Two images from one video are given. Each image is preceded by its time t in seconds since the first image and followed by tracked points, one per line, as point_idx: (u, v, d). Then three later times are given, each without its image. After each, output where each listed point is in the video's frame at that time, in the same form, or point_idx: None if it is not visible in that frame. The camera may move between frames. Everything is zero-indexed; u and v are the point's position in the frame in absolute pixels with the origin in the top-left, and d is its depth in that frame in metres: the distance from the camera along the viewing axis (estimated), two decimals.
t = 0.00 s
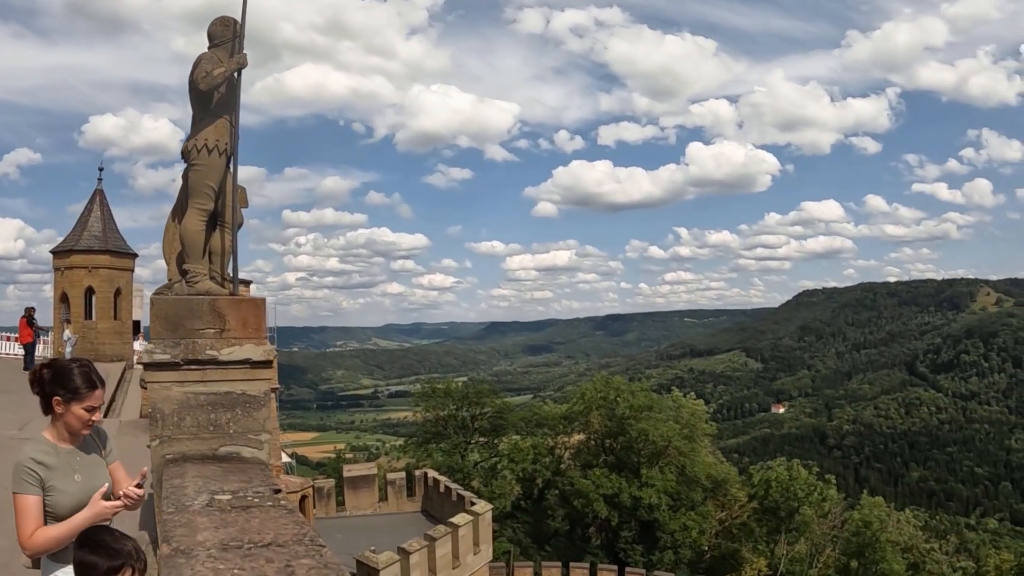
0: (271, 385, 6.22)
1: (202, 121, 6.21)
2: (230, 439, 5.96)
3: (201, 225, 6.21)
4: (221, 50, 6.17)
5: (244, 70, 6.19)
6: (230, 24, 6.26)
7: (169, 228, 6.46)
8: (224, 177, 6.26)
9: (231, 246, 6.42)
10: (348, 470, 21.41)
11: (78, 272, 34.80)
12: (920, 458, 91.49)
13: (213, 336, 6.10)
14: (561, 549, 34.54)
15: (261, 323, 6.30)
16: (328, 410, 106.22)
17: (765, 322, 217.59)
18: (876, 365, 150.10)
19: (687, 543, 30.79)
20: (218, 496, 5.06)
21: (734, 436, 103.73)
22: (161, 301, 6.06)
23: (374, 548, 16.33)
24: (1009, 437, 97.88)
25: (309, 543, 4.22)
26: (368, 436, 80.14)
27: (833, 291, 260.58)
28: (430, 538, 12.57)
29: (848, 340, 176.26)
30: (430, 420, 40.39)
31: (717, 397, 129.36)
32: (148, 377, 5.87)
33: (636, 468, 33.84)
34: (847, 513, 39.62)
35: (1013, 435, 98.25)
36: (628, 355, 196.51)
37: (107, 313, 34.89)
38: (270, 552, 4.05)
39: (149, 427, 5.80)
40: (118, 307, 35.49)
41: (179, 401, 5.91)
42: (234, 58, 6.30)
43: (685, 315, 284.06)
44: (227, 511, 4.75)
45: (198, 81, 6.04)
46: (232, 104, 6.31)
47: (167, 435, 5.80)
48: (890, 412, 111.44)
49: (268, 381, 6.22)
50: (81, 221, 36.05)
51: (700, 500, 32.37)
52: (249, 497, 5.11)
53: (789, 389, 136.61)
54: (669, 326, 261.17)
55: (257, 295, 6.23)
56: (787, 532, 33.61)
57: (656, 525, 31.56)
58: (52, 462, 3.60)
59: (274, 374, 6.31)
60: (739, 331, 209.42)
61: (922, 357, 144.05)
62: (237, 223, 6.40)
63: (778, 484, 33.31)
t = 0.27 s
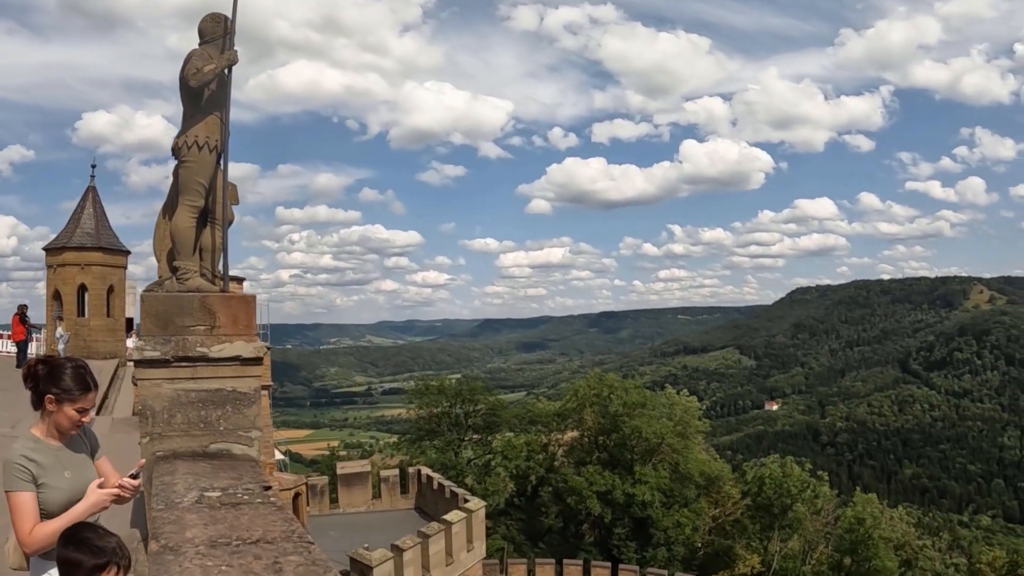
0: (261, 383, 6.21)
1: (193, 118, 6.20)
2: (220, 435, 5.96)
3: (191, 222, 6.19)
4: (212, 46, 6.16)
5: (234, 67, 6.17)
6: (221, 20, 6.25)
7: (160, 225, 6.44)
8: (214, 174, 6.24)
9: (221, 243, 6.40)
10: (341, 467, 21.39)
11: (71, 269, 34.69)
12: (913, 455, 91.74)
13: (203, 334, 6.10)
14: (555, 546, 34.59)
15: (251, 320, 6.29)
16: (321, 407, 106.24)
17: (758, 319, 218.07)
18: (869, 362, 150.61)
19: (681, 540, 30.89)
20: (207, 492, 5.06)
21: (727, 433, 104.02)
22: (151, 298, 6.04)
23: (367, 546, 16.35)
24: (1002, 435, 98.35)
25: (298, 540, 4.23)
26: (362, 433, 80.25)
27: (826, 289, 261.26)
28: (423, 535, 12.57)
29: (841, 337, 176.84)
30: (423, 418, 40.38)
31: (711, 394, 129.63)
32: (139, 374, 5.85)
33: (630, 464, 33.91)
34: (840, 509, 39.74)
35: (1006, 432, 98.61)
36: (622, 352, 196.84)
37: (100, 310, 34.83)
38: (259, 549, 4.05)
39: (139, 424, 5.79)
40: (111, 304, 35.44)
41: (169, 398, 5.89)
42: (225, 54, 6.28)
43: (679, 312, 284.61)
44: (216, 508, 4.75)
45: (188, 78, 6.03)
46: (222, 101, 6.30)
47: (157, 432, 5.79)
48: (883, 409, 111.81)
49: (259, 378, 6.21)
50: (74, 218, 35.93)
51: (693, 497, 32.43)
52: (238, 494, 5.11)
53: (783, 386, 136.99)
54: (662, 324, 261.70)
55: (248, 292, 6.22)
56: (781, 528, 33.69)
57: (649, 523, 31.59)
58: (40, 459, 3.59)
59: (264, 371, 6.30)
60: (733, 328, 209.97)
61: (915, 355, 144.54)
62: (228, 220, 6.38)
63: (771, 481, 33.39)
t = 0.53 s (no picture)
0: (241, 377, 6.19)
1: (173, 111, 6.15)
2: (200, 430, 5.94)
3: (170, 216, 6.14)
4: (192, 39, 6.10)
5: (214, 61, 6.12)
6: (201, 13, 6.19)
7: (139, 219, 6.39)
8: (194, 168, 6.20)
9: (201, 237, 6.36)
10: (324, 462, 21.32)
11: (52, 264, 34.33)
12: (895, 449, 92.54)
13: (182, 328, 6.06)
14: (538, 540, 34.66)
15: (231, 315, 6.26)
16: (303, 402, 105.82)
17: (742, 313, 219.20)
18: (851, 357, 151.85)
19: (663, 533, 31.07)
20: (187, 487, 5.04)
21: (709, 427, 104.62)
22: (130, 292, 6.00)
23: (350, 540, 16.35)
24: (982, 429, 99.48)
25: (277, 534, 4.22)
26: (345, 427, 80.13)
27: (808, 284, 263.08)
28: (406, 529, 12.58)
29: (823, 332, 178.23)
30: (406, 412, 40.31)
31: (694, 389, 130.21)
32: (118, 369, 5.81)
33: (612, 458, 34.03)
34: (821, 502, 40.04)
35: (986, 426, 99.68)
36: (606, 347, 197.26)
37: (81, 305, 34.50)
38: (237, 543, 4.04)
39: (119, 419, 5.76)
40: (92, 299, 35.11)
41: (149, 393, 5.86)
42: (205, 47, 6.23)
43: (662, 307, 285.74)
44: (196, 503, 4.72)
45: (168, 71, 5.98)
46: (202, 94, 6.25)
47: (137, 427, 5.76)
48: (865, 403, 112.79)
49: (239, 373, 6.19)
50: (54, 212, 35.56)
51: (675, 491, 32.62)
52: (218, 488, 5.09)
53: (765, 380, 137.84)
54: (646, 319, 262.69)
55: (228, 286, 6.19)
56: (763, 521, 33.91)
57: (632, 516, 31.71)
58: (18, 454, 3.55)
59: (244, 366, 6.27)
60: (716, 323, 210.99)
61: (896, 350, 145.85)
62: (207, 214, 6.34)
63: (753, 474, 33.58)
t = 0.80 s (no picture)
0: (218, 370, 6.15)
1: (150, 104, 6.09)
2: (177, 424, 5.90)
3: (147, 209, 6.08)
4: (169, 32, 6.04)
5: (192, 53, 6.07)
6: (179, 5, 6.14)
7: (116, 212, 6.32)
8: (171, 161, 6.14)
9: (178, 230, 6.30)
10: (304, 457, 21.24)
11: (30, 258, 33.92)
12: (874, 444, 93.42)
13: (159, 322, 6.01)
14: (519, 534, 34.71)
15: (208, 308, 6.22)
16: (284, 397, 105.32)
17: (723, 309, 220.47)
18: (830, 352, 153.24)
19: (644, 527, 31.22)
20: (164, 482, 5.00)
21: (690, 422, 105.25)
22: (107, 286, 5.94)
23: (330, 535, 16.32)
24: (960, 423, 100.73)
25: (253, 528, 4.20)
26: (326, 422, 79.93)
27: (788, 280, 265.13)
28: (386, 524, 12.57)
29: (803, 327, 179.70)
30: (386, 407, 40.23)
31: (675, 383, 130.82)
32: (94, 363, 5.75)
33: (593, 452, 34.17)
34: (800, 496, 40.38)
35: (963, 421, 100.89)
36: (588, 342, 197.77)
37: (60, 300, 34.15)
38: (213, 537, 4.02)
39: (96, 413, 5.70)
40: (71, 294, 34.75)
41: (125, 386, 5.81)
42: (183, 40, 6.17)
43: (644, 302, 287.03)
44: (172, 497, 4.69)
45: (145, 63, 5.92)
46: (179, 86, 6.20)
47: (114, 421, 5.71)
48: (844, 398, 113.85)
49: (215, 367, 6.15)
50: (32, 205, 35.15)
51: (655, 485, 32.78)
52: (195, 483, 5.06)
53: (746, 375, 138.77)
54: (628, 314, 263.69)
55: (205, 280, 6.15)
56: (742, 515, 34.14)
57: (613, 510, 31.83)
58: None
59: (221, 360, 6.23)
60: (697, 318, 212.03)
61: (875, 345, 147.32)
62: (185, 207, 6.28)
63: (733, 468, 33.81)
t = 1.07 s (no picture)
0: (195, 365, 6.12)
1: (126, 96, 6.02)
2: (154, 419, 5.86)
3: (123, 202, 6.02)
4: (147, 23, 5.97)
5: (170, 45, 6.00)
6: None
7: (92, 205, 6.26)
8: (148, 154, 6.09)
9: (154, 223, 6.25)
10: (285, 452, 21.16)
11: (7, 252, 33.49)
12: (853, 438, 94.35)
13: (135, 316, 5.96)
14: (499, 528, 34.79)
15: (184, 303, 6.18)
16: (263, 392, 104.87)
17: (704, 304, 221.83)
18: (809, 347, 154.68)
19: (624, 521, 31.38)
20: (139, 476, 4.97)
21: (670, 416, 105.91)
22: (82, 279, 5.88)
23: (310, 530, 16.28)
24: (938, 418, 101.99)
25: (229, 521, 4.19)
26: (306, 416, 79.79)
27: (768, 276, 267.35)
28: (367, 519, 12.53)
29: (783, 322, 181.23)
30: (367, 401, 40.18)
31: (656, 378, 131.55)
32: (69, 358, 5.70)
33: (572, 446, 34.30)
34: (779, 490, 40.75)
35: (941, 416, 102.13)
36: (570, 337, 198.26)
37: (37, 295, 33.75)
38: (188, 531, 4.00)
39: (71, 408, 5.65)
40: (49, 288, 34.36)
41: (101, 381, 5.77)
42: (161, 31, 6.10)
43: (625, 298, 288.28)
44: (147, 492, 4.66)
45: (122, 55, 5.86)
46: (156, 78, 6.13)
47: (89, 415, 5.67)
48: (823, 393, 114.96)
49: (192, 361, 6.11)
50: (9, 199, 34.71)
51: (636, 479, 32.94)
52: (171, 477, 5.03)
53: (726, 370, 139.74)
54: (610, 309, 264.72)
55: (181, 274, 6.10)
56: (722, 509, 34.42)
57: (593, 504, 31.96)
58: None
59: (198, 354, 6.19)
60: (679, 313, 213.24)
61: (854, 341, 148.83)
62: (161, 200, 6.22)
63: (712, 462, 34.13)
